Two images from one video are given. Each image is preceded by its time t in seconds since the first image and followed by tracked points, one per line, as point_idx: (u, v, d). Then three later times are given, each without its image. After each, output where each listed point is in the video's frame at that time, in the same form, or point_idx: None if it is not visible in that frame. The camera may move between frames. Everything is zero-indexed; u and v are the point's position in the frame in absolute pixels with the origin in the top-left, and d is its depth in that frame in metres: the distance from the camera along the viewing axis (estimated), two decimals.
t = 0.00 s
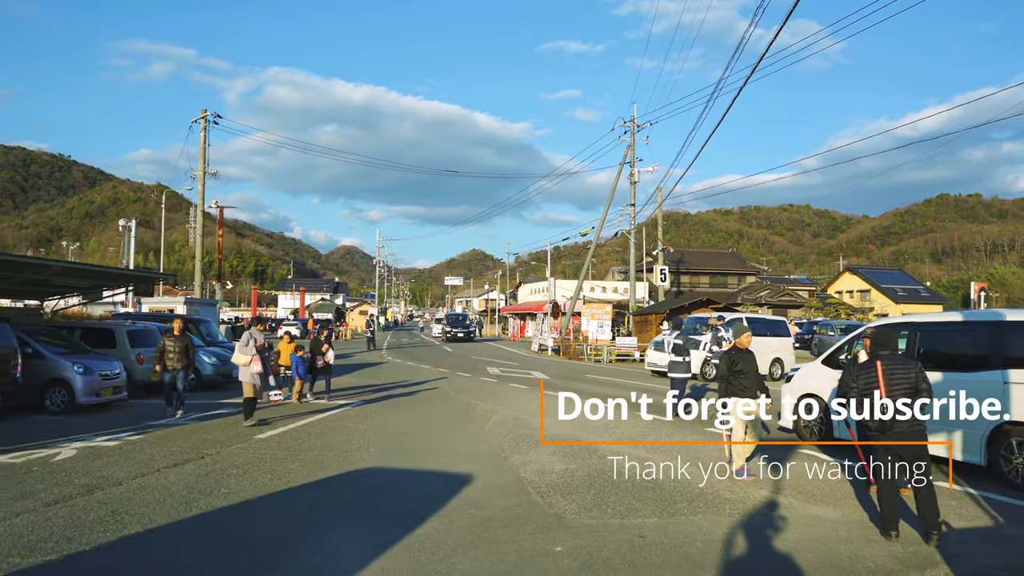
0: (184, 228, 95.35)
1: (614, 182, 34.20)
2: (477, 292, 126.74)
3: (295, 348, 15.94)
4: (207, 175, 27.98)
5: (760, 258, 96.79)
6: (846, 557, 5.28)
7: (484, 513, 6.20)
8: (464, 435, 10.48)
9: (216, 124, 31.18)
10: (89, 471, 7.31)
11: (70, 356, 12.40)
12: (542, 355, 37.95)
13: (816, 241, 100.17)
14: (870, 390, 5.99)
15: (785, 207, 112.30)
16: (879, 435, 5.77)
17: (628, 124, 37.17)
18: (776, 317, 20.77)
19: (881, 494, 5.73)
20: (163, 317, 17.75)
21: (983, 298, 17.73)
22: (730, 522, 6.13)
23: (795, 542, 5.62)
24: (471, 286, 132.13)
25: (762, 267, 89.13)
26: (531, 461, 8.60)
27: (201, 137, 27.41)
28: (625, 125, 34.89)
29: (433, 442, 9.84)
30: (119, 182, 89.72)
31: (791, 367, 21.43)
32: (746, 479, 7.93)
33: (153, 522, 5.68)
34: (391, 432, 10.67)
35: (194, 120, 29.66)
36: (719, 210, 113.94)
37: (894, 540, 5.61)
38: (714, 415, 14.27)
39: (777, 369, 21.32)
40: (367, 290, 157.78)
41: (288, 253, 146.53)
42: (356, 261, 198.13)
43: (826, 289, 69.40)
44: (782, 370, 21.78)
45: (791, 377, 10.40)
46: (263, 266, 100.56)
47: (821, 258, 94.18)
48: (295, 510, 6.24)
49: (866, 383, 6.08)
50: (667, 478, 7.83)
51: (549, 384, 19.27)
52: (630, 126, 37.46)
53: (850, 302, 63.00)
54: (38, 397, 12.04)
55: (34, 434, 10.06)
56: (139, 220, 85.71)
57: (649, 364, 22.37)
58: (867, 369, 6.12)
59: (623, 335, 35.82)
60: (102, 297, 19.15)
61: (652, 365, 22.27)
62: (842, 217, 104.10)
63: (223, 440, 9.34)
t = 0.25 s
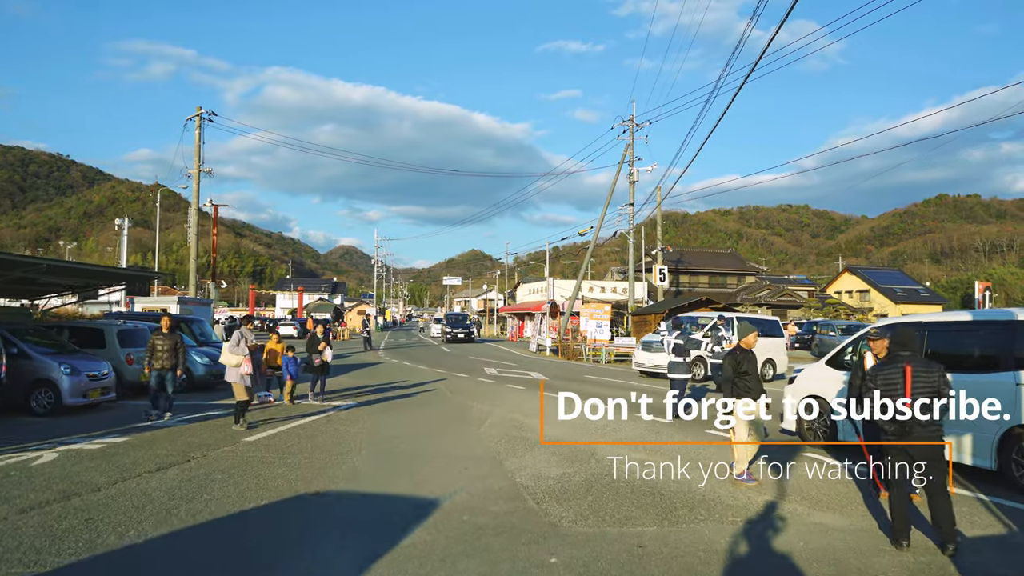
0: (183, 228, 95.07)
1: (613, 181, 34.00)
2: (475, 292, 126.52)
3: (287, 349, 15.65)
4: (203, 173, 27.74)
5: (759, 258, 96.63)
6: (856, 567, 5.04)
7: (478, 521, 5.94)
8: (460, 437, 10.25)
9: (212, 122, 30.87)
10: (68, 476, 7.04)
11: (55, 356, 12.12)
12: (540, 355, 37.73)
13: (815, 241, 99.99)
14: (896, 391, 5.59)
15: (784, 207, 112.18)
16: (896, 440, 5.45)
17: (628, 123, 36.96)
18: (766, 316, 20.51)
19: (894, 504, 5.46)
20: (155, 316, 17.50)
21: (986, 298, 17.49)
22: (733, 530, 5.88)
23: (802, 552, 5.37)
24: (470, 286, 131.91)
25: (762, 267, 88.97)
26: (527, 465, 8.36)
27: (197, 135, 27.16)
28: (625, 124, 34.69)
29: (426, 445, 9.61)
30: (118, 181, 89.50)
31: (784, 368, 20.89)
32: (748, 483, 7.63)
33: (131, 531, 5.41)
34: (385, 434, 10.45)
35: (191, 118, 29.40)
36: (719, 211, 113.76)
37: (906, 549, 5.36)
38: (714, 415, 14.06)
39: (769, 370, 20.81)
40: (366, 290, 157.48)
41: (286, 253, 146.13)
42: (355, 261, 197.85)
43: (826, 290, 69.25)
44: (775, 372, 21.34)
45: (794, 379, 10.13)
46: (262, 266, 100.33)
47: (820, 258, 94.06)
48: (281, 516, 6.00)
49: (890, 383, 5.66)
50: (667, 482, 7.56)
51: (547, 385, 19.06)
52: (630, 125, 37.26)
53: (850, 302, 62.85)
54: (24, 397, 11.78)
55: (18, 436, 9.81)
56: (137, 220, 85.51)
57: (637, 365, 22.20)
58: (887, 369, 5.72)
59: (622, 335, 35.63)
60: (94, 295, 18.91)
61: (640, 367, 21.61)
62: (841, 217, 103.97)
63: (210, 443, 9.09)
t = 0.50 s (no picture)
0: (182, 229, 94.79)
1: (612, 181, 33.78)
2: (474, 293, 126.28)
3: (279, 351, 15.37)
4: (198, 172, 27.46)
5: (759, 259, 96.46)
6: None
7: (472, 530, 5.69)
8: (455, 440, 10.00)
9: (207, 121, 30.58)
10: (47, 482, 6.78)
11: (41, 358, 11.82)
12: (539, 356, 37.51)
13: (815, 242, 99.82)
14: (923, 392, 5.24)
15: (784, 208, 112.03)
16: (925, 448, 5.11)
17: (628, 122, 36.70)
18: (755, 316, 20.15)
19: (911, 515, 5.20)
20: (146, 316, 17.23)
21: (990, 298, 17.26)
22: (738, 539, 5.64)
23: (811, 562, 5.14)
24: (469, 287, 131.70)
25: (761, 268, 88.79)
26: (524, 469, 8.11)
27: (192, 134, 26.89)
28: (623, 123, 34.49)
29: (420, 448, 9.35)
30: (117, 182, 89.29)
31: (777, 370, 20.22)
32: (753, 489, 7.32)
33: (107, 541, 5.13)
34: (378, 437, 10.21)
35: (186, 117, 29.12)
36: (718, 211, 113.59)
37: (919, 561, 5.12)
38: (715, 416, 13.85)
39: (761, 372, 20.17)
40: (365, 291, 157.21)
41: (286, 254, 145.81)
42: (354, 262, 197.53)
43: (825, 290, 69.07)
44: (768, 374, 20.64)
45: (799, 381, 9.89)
46: (261, 266, 100.10)
47: (819, 259, 93.91)
48: (265, 524, 5.74)
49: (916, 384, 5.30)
50: (669, 487, 7.29)
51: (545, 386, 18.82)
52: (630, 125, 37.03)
53: (849, 303, 62.67)
54: (10, 400, 11.53)
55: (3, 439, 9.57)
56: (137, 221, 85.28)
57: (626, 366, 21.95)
58: (914, 369, 5.33)
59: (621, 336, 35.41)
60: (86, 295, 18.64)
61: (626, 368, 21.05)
62: (841, 218, 103.82)
63: (198, 447, 8.84)
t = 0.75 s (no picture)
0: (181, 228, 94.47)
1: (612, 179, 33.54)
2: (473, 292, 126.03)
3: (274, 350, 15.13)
4: (192, 168, 27.13)
5: (758, 259, 96.26)
6: None
7: (466, 537, 5.43)
8: (452, 442, 9.74)
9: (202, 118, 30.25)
10: (27, 485, 6.53)
11: (29, 357, 11.56)
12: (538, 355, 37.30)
13: (814, 242, 99.66)
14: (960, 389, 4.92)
15: (783, 207, 111.88)
16: (957, 453, 4.82)
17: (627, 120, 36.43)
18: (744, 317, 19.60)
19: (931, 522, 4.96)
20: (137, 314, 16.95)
21: (994, 297, 17.03)
22: (745, 546, 5.39)
23: (822, 571, 4.89)
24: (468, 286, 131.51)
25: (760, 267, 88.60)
26: (523, 473, 7.85)
27: (187, 130, 26.57)
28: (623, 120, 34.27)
29: (415, 450, 9.08)
30: (116, 181, 89.01)
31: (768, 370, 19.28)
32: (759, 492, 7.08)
33: (82, 549, 4.88)
34: (373, 438, 9.96)
35: (180, 114, 28.80)
36: (717, 211, 113.42)
37: (937, 570, 4.90)
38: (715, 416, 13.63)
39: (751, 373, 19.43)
40: (364, 290, 156.89)
41: (285, 253, 145.49)
42: (353, 261, 197.16)
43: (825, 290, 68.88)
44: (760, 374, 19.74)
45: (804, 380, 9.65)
46: (259, 266, 99.80)
47: (818, 259, 93.76)
48: (250, 529, 5.47)
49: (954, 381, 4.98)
50: (673, 491, 7.04)
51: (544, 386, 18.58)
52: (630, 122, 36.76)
53: (849, 302, 62.48)
54: None
55: None
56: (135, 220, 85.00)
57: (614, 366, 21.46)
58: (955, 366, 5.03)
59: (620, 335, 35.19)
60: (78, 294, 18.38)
61: (613, 368, 20.76)
62: (840, 218, 103.66)
63: (186, 449, 8.58)
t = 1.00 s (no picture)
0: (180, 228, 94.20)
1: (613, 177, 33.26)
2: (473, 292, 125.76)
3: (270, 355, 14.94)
4: (189, 167, 26.84)
5: (759, 259, 95.99)
6: None
7: (459, 551, 5.17)
8: (449, 446, 9.47)
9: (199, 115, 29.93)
10: (6, 494, 6.29)
11: (18, 358, 11.30)
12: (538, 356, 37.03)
13: (815, 242, 99.41)
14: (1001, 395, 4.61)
15: (783, 207, 111.62)
16: (998, 464, 4.53)
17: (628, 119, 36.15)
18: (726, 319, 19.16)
19: (952, 536, 4.69)
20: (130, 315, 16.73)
21: (1003, 297, 16.74)
22: (753, 559, 5.15)
23: None
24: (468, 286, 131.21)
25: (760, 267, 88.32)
26: (520, 479, 7.59)
27: (183, 128, 26.30)
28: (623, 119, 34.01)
29: (410, 455, 8.83)
30: (116, 181, 88.73)
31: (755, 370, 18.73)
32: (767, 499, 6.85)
33: (55, 565, 4.63)
34: (367, 442, 9.72)
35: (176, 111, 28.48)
36: (717, 211, 113.16)
37: None
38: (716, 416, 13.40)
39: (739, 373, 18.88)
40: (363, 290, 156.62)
41: (285, 252, 145.21)
42: (352, 261, 196.83)
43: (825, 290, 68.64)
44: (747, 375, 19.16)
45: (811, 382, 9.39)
46: (259, 265, 99.50)
47: (819, 259, 93.49)
48: (233, 541, 5.22)
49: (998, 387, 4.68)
50: (677, 500, 6.78)
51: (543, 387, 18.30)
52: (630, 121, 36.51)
53: (850, 302, 62.23)
54: None
55: None
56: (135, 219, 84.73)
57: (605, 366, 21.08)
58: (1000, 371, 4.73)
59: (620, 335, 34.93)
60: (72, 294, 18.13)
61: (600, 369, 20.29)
62: (841, 218, 103.39)
63: (175, 454, 8.33)
